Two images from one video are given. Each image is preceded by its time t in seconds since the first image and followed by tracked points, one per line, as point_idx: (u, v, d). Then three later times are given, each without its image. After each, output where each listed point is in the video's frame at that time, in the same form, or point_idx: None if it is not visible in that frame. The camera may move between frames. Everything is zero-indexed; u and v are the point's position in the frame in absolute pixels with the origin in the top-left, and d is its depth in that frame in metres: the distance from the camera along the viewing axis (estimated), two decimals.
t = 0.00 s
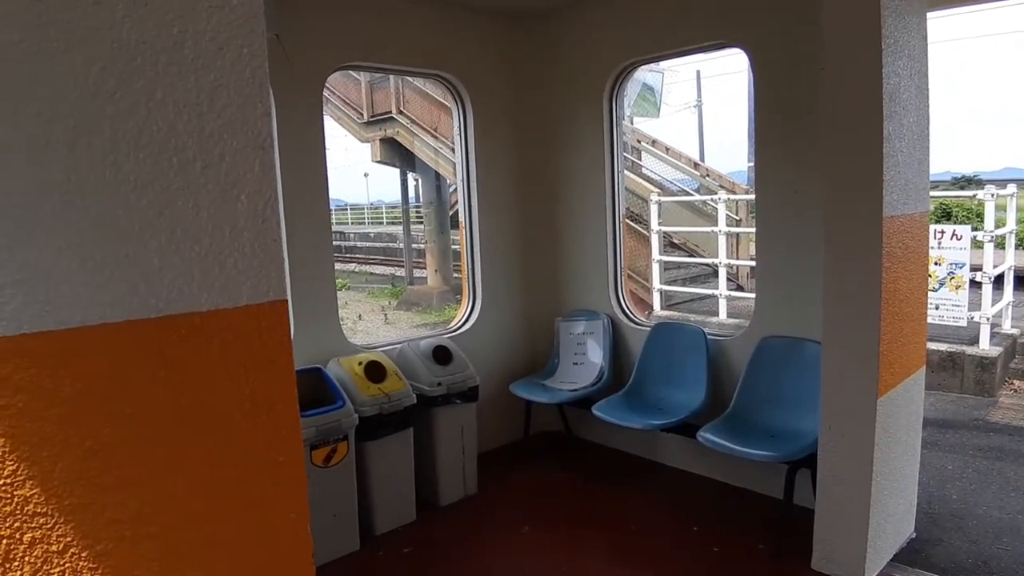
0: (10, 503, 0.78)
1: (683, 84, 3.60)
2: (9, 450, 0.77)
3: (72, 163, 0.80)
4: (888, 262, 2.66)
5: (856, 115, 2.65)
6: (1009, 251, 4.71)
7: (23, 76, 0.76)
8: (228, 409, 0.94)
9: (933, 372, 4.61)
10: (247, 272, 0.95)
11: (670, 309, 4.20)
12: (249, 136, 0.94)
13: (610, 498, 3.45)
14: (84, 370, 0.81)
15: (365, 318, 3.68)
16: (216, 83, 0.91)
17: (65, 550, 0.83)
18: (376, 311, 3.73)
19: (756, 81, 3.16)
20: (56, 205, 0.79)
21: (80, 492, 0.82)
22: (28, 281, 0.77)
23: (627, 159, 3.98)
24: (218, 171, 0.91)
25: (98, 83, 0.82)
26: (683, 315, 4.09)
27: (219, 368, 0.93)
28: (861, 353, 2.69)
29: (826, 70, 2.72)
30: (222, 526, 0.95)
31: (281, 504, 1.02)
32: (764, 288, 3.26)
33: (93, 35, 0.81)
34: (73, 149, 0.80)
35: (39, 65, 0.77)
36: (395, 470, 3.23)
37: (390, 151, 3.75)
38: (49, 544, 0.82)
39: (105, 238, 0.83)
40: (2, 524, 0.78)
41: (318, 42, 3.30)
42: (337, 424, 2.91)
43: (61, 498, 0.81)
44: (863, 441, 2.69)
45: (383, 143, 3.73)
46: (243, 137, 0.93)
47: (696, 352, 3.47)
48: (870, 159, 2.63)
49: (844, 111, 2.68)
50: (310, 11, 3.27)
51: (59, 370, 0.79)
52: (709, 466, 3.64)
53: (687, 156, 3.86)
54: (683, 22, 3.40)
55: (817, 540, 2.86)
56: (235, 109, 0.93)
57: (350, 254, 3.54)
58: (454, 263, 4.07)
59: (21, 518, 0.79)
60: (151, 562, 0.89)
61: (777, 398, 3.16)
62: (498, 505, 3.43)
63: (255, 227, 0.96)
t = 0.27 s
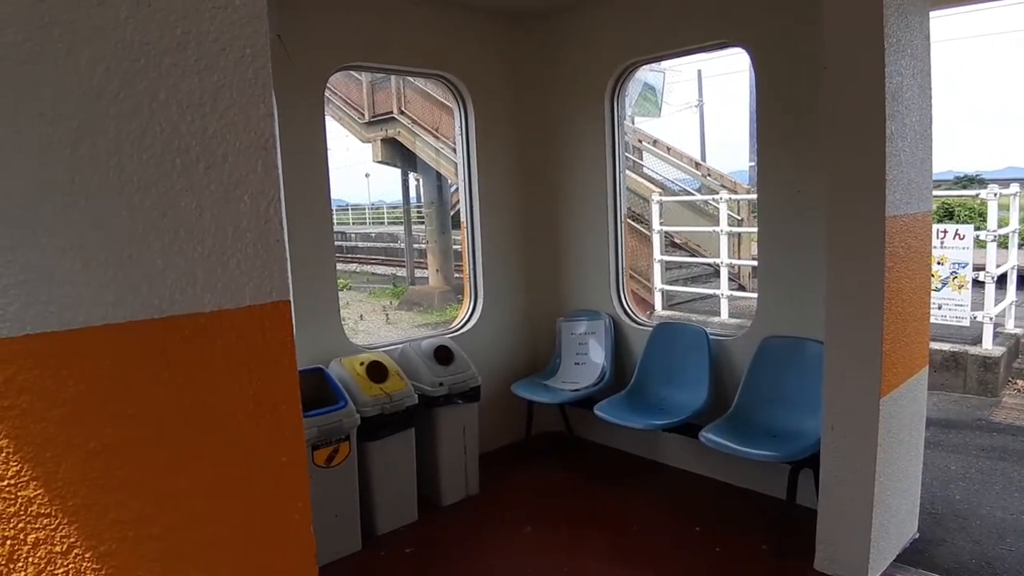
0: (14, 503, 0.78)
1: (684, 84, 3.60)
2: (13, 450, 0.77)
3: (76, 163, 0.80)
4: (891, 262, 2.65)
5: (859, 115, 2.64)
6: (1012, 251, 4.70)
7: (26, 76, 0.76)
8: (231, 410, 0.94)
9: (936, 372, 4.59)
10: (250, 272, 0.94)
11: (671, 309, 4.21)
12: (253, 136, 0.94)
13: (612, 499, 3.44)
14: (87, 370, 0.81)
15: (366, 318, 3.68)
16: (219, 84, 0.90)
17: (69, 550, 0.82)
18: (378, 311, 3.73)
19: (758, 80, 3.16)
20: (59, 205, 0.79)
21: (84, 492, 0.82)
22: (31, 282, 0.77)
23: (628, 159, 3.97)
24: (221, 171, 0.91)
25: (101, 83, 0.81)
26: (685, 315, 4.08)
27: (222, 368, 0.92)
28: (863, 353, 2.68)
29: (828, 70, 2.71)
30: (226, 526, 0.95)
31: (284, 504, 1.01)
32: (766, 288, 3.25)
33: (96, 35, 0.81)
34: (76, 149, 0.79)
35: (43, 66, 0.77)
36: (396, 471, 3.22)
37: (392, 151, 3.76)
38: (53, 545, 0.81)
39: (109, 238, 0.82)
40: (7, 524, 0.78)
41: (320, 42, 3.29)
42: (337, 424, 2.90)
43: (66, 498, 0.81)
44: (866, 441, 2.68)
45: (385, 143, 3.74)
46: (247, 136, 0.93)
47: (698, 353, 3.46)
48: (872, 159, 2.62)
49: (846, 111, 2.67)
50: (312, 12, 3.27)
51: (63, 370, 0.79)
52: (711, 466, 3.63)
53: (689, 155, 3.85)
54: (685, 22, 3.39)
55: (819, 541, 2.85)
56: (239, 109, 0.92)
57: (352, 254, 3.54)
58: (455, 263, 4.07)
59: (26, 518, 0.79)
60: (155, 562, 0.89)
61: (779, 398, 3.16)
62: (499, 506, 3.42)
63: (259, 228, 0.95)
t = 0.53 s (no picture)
0: (16, 503, 0.78)
1: (685, 84, 3.60)
2: (13, 451, 0.77)
3: (77, 163, 0.79)
4: (893, 262, 2.64)
5: (860, 114, 2.63)
6: (1013, 251, 4.70)
7: (28, 76, 0.76)
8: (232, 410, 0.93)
9: (937, 372, 4.59)
10: (252, 271, 0.94)
11: (671, 309, 4.21)
12: (254, 136, 0.93)
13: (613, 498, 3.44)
14: (88, 370, 0.81)
15: (367, 318, 3.68)
16: (221, 83, 0.90)
17: (70, 551, 0.82)
18: (378, 311, 3.73)
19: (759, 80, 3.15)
20: (60, 205, 0.78)
21: (86, 492, 0.82)
22: (33, 282, 0.77)
23: (629, 159, 3.97)
24: (222, 171, 0.91)
25: (103, 83, 0.81)
26: (685, 315, 4.08)
27: (223, 367, 0.92)
28: (865, 353, 2.68)
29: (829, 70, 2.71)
30: (227, 525, 0.95)
31: (285, 504, 1.01)
32: (767, 288, 3.24)
33: (97, 35, 0.81)
34: (78, 149, 0.79)
35: (44, 66, 0.77)
36: (397, 471, 3.22)
37: (392, 151, 3.75)
38: (55, 545, 0.81)
39: (110, 238, 0.82)
40: (8, 524, 0.78)
41: (320, 42, 3.29)
42: (337, 424, 2.90)
43: (67, 498, 0.81)
44: (867, 442, 2.68)
45: (385, 143, 3.73)
46: (248, 136, 0.92)
47: (699, 353, 3.46)
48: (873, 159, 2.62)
49: (847, 110, 2.66)
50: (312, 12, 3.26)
51: (64, 370, 0.79)
52: (712, 466, 3.63)
53: (689, 155, 3.84)
54: (685, 22, 3.39)
55: (820, 540, 2.84)
56: (240, 109, 0.92)
57: (352, 254, 3.54)
58: (455, 263, 4.06)
59: (27, 518, 0.79)
60: (156, 562, 0.88)
61: (779, 398, 3.15)
62: (500, 506, 3.42)
63: (260, 228, 0.95)
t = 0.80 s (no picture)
0: (16, 502, 0.79)
1: (685, 84, 3.60)
2: (14, 450, 0.77)
3: (78, 163, 0.81)
4: (893, 261, 2.64)
5: (861, 114, 2.63)
6: (1014, 250, 4.69)
7: (30, 76, 0.77)
8: (232, 410, 0.94)
9: (938, 372, 4.58)
10: (252, 270, 0.95)
11: (671, 309, 4.21)
12: (254, 135, 0.94)
13: (613, 498, 3.44)
14: (88, 369, 0.82)
15: (367, 318, 3.68)
16: (221, 83, 0.91)
17: (71, 550, 0.83)
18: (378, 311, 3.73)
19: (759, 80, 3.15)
20: (61, 203, 0.80)
21: (86, 492, 0.83)
22: (34, 281, 0.78)
23: (629, 158, 3.97)
24: (223, 170, 0.92)
25: (104, 83, 0.82)
26: (685, 315, 4.08)
27: (222, 367, 0.93)
28: (865, 353, 2.67)
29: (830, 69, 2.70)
30: (227, 525, 0.95)
31: (286, 503, 1.01)
32: (768, 287, 3.24)
33: (97, 35, 0.82)
34: (79, 148, 0.81)
35: (45, 66, 0.78)
36: (397, 470, 3.22)
37: (393, 151, 3.75)
38: (55, 544, 0.82)
39: (110, 237, 0.83)
40: (9, 524, 0.78)
41: (320, 42, 3.29)
42: (337, 424, 2.89)
43: (67, 498, 0.81)
44: (867, 442, 2.67)
45: (384, 142, 3.71)
46: (248, 136, 0.94)
47: (699, 352, 3.45)
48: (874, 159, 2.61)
49: (848, 110, 2.66)
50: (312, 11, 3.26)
51: (64, 369, 0.80)
52: (712, 465, 3.62)
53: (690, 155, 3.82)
54: (686, 21, 3.38)
55: (820, 540, 2.84)
56: (239, 109, 0.93)
57: (352, 253, 3.53)
58: (455, 263, 4.06)
59: (28, 517, 0.79)
60: (157, 561, 0.89)
61: (780, 398, 3.15)
62: (500, 505, 3.42)
63: (260, 227, 0.96)
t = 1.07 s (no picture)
0: (17, 503, 0.78)
1: (685, 84, 3.60)
2: (14, 450, 0.77)
3: (78, 163, 0.81)
4: (893, 261, 2.64)
5: (860, 114, 2.63)
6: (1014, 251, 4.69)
7: (30, 76, 0.77)
8: (232, 410, 0.94)
9: (939, 372, 4.58)
10: (252, 269, 0.95)
11: (671, 309, 4.21)
12: (254, 135, 0.94)
13: (613, 498, 3.44)
14: (88, 369, 0.82)
15: (367, 318, 3.68)
16: (221, 83, 0.91)
17: (71, 550, 0.83)
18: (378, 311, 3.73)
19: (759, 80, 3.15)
20: (61, 204, 0.80)
21: (86, 492, 0.82)
22: (34, 281, 0.78)
23: (629, 159, 3.96)
24: (223, 170, 0.92)
25: (104, 83, 0.82)
26: (685, 315, 4.08)
27: (222, 368, 0.93)
28: (865, 353, 2.67)
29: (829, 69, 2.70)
30: (227, 526, 0.95)
31: (286, 503, 1.01)
32: (768, 288, 3.24)
33: (98, 36, 0.82)
34: (79, 148, 0.81)
35: (44, 66, 0.78)
36: (397, 470, 3.21)
37: (392, 151, 3.75)
38: (56, 544, 0.81)
39: (110, 237, 0.83)
40: (9, 524, 0.78)
41: (320, 42, 3.29)
42: (338, 424, 2.89)
43: (67, 497, 0.81)
44: (867, 442, 2.67)
45: (385, 143, 3.72)
46: (248, 136, 0.93)
47: (699, 353, 3.45)
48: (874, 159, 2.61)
49: (848, 110, 2.66)
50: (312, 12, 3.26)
51: (64, 369, 0.80)
52: (712, 466, 3.62)
53: (690, 155, 3.82)
54: (686, 22, 3.38)
55: (820, 540, 2.84)
56: (239, 109, 0.93)
57: (353, 253, 3.53)
58: (455, 263, 4.06)
59: (28, 518, 0.79)
60: (157, 562, 0.89)
61: (780, 398, 3.15)
62: (500, 505, 3.42)
63: (261, 227, 0.96)
